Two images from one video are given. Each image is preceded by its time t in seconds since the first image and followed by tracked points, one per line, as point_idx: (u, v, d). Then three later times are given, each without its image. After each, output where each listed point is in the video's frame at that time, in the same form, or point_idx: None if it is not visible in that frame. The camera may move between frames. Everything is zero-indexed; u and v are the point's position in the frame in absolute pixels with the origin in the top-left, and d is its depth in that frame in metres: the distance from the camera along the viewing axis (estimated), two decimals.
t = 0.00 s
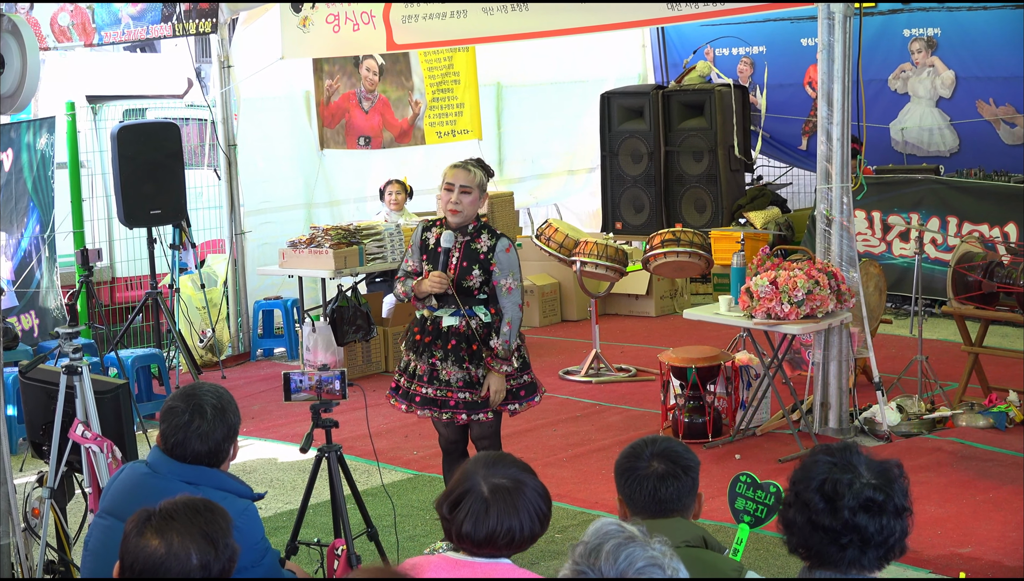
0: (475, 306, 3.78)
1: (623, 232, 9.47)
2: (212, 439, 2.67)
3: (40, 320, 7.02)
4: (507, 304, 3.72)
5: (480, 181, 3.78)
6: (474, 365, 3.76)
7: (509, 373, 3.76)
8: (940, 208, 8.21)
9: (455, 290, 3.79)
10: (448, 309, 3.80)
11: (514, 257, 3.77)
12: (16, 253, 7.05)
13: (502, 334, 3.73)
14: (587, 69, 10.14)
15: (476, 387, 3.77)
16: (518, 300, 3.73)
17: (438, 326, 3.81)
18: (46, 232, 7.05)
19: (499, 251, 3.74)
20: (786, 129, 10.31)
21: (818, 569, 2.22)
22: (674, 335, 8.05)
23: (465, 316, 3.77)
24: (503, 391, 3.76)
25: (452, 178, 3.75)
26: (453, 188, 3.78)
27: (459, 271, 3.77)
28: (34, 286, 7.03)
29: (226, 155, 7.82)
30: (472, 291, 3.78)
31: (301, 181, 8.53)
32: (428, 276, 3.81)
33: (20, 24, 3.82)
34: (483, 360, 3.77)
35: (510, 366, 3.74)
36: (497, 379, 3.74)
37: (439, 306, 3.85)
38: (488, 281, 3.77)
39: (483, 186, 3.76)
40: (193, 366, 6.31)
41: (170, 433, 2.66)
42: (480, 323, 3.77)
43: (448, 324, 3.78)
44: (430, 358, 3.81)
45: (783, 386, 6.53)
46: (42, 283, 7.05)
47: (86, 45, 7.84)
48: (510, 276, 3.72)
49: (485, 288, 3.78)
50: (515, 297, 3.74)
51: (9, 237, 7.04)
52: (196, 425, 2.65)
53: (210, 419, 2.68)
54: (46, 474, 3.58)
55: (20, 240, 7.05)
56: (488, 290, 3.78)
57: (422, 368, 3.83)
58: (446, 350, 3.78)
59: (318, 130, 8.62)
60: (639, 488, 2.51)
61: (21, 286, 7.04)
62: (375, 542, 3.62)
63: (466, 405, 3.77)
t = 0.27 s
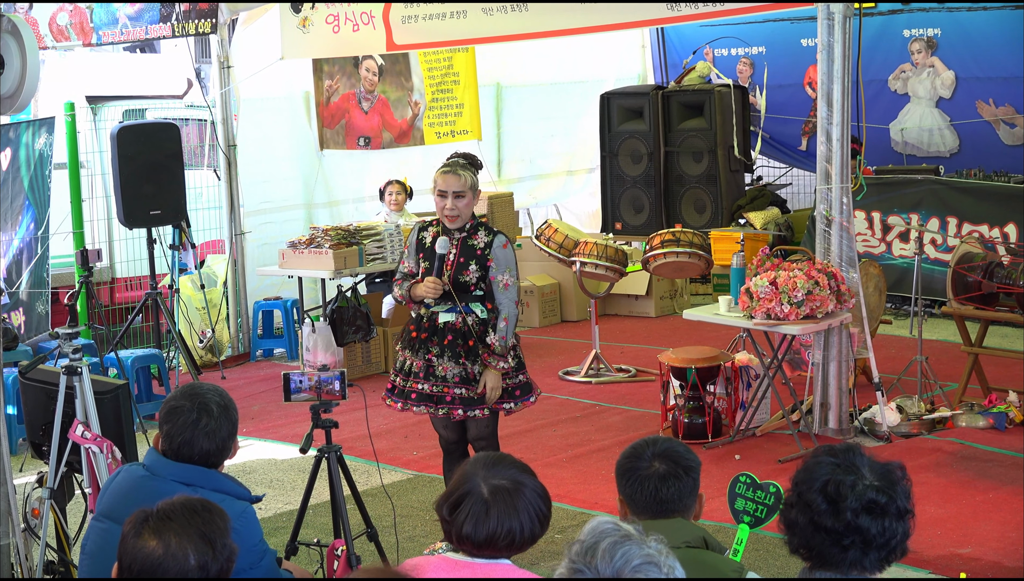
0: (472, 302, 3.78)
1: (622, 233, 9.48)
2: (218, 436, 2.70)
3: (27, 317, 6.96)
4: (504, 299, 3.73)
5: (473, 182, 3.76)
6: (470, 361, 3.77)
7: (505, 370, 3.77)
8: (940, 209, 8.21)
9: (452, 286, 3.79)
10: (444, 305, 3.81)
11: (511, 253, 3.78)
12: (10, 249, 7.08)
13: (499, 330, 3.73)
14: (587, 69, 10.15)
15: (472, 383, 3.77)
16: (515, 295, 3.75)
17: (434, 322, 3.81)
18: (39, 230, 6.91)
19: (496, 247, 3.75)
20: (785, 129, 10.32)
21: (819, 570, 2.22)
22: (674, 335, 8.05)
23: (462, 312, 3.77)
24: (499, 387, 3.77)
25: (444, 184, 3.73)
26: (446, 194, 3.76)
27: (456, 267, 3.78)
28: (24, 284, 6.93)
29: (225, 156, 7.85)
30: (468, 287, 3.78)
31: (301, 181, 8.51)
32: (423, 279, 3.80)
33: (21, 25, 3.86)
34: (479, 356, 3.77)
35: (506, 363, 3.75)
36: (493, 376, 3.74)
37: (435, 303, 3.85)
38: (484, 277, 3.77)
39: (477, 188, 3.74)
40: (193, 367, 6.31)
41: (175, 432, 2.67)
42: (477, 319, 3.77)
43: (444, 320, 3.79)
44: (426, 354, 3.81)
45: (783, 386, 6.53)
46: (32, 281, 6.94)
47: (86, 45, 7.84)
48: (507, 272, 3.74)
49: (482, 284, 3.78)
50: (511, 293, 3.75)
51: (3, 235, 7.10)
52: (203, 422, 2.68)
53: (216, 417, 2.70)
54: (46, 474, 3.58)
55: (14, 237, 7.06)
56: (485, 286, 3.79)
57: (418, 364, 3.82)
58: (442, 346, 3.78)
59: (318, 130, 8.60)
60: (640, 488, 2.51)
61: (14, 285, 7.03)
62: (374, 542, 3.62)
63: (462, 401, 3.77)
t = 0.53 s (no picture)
0: (468, 300, 3.78)
1: (622, 233, 9.48)
2: (218, 434, 2.72)
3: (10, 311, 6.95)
4: (500, 297, 3.74)
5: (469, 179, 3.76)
6: (466, 359, 3.76)
7: (501, 368, 3.76)
8: (940, 209, 8.21)
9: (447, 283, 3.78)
10: (441, 303, 3.81)
11: (508, 251, 3.79)
12: None
13: (495, 327, 3.74)
14: (587, 69, 10.15)
15: (469, 381, 3.77)
16: (512, 292, 3.75)
17: (431, 321, 3.81)
18: (33, 225, 7.04)
19: (492, 245, 3.76)
20: (785, 130, 10.32)
21: (820, 569, 2.22)
22: (674, 335, 8.05)
23: (458, 310, 3.78)
24: (496, 385, 3.76)
25: (440, 181, 3.72)
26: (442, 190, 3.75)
27: (452, 265, 3.78)
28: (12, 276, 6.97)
29: (225, 156, 7.88)
30: (464, 285, 3.77)
31: (300, 181, 8.51)
32: (420, 279, 3.81)
33: (20, 24, 3.87)
34: (476, 354, 3.77)
35: (503, 361, 3.75)
36: (490, 374, 3.75)
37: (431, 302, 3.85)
38: (481, 275, 3.77)
39: (473, 185, 3.74)
40: (193, 368, 6.31)
41: (176, 431, 2.68)
42: (473, 317, 3.77)
43: (441, 318, 3.79)
44: (423, 353, 3.81)
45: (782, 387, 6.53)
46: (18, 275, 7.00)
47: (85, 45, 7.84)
48: (503, 270, 3.74)
49: (478, 282, 3.78)
50: (507, 291, 3.76)
51: None
52: (205, 419, 2.70)
53: (215, 415, 2.73)
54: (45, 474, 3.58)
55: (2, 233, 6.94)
56: (481, 285, 3.79)
57: (415, 363, 3.82)
58: (438, 345, 3.78)
59: (318, 130, 8.57)
60: (641, 488, 2.51)
61: None
62: (374, 542, 3.62)
63: (458, 399, 3.76)
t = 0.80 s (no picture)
0: (468, 300, 3.78)
1: (622, 233, 9.48)
2: (215, 434, 2.72)
3: None
4: (499, 297, 3.74)
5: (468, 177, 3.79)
6: (466, 359, 3.76)
7: (501, 368, 3.77)
8: (939, 209, 8.21)
9: (446, 284, 3.78)
10: (440, 303, 3.81)
11: (505, 251, 3.79)
12: None
13: (494, 327, 3.74)
14: (586, 69, 10.16)
15: (469, 382, 3.77)
16: (510, 291, 3.75)
17: (430, 321, 3.81)
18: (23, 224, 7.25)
19: (490, 244, 3.77)
20: (785, 130, 10.32)
21: (821, 570, 2.22)
22: (674, 336, 8.05)
23: (458, 310, 3.78)
24: (495, 385, 3.77)
25: (438, 176, 3.76)
26: (440, 186, 3.78)
27: (450, 265, 3.78)
28: None
29: (224, 156, 7.89)
30: (462, 285, 3.78)
31: (300, 181, 8.51)
32: (419, 279, 3.80)
33: (19, 24, 3.89)
34: (476, 354, 3.77)
35: (502, 360, 3.75)
36: (489, 373, 3.75)
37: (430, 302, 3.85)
38: (479, 274, 3.78)
39: (471, 182, 3.77)
40: (192, 368, 6.31)
41: (174, 431, 2.68)
42: (472, 317, 3.78)
43: (440, 318, 3.79)
44: (422, 353, 3.81)
45: (781, 387, 6.54)
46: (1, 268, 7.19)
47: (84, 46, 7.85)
48: (501, 269, 3.74)
49: (477, 281, 3.78)
50: (506, 290, 3.75)
51: None
52: (202, 419, 2.70)
53: (213, 415, 2.72)
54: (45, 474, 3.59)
55: None
56: (480, 284, 3.79)
57: (415, 364, 3.82)
58: (438, 345, 3.78)
59: (318, 130, 8.56)
60: (645, 487, 2.50)
61: None
62: (374, 542, 3.62)
63: (459, 399, 3.76)
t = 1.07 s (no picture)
0: (468, 300, 3.78)
1: (622, 233, 9.49)
2: (215, 437, 2.71)
3: None
4: (499, 297, 3.74)
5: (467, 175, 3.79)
6: (466, 359, 3.76)
7: (501, 368, 3.76)
8: (940, 209, 8.21)
9: (447, 283, 3.78)
10: (440, 304, 3.81)
11: (505, 251, 3.79)
12: None
13: (495, 327, 3.73)
14: (586, 69, 10.16)
15: (469, 381, 3.77)
16: (512, 290, 3.75)
17: (430, 321, 3.81)
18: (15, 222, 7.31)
19: (490, 244, 3.76)
20: (785, 130, 10.32)
21: (824, 570, 2.22)
22: (674, 336, 8.06)
23: (458, 310, 3.78)
24: (496, 385, 3.76)
25: (437, 173, 3.77)
26: (439, 183, 3.79)
27: (450, 265, 3.78)
28: None
29: (224, 156, 7.88)
30: (463, 285, 3.78)
31: (300, 182, 8.51)
32: (419, 279, 3.80)
33: (19, 25, 3.90)
34: (476, 354, 3.77)
35: (503, 360, 3.75)
36: (490, 373, 3.74)
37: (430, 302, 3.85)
38: (479, 274, 3.78)
39: (471, 181, 3.77)
40: (192, 368, 6.31)
41: (172, 435, 2.67)
42: (472, 317, 3.78)
43: (440, 319, 3.79)
44: (423, 353, 3.81)
45: (781, 387, 6.54)
46: None
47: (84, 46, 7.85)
48: (501, 269, 3.74)
49: (477, 281, 3.78)
50: (506, 290, 3.75)
51: None
52: (199, 424, 2.68)
53: (212, 418, 2.71)
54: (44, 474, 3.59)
55: None
56: (480, 284, 3.79)
57: (414, 364, 3.82)
58: (439, 345, 3.78)
59: (318, 131, 8.57)
60: (645, 487, 2.50)
61: None
62: (374, 543, 3.62)
63: (459, 399, 3.76)
